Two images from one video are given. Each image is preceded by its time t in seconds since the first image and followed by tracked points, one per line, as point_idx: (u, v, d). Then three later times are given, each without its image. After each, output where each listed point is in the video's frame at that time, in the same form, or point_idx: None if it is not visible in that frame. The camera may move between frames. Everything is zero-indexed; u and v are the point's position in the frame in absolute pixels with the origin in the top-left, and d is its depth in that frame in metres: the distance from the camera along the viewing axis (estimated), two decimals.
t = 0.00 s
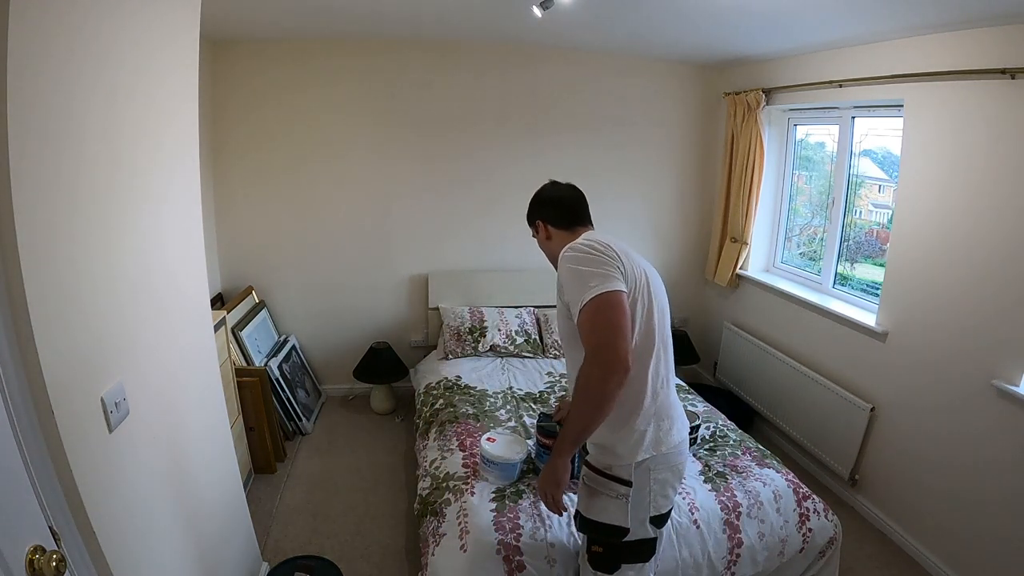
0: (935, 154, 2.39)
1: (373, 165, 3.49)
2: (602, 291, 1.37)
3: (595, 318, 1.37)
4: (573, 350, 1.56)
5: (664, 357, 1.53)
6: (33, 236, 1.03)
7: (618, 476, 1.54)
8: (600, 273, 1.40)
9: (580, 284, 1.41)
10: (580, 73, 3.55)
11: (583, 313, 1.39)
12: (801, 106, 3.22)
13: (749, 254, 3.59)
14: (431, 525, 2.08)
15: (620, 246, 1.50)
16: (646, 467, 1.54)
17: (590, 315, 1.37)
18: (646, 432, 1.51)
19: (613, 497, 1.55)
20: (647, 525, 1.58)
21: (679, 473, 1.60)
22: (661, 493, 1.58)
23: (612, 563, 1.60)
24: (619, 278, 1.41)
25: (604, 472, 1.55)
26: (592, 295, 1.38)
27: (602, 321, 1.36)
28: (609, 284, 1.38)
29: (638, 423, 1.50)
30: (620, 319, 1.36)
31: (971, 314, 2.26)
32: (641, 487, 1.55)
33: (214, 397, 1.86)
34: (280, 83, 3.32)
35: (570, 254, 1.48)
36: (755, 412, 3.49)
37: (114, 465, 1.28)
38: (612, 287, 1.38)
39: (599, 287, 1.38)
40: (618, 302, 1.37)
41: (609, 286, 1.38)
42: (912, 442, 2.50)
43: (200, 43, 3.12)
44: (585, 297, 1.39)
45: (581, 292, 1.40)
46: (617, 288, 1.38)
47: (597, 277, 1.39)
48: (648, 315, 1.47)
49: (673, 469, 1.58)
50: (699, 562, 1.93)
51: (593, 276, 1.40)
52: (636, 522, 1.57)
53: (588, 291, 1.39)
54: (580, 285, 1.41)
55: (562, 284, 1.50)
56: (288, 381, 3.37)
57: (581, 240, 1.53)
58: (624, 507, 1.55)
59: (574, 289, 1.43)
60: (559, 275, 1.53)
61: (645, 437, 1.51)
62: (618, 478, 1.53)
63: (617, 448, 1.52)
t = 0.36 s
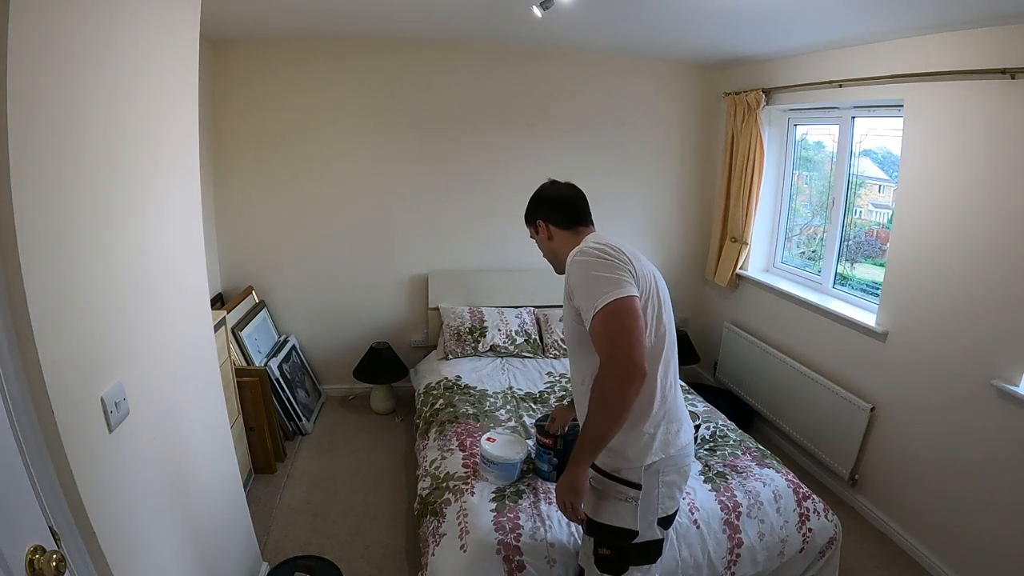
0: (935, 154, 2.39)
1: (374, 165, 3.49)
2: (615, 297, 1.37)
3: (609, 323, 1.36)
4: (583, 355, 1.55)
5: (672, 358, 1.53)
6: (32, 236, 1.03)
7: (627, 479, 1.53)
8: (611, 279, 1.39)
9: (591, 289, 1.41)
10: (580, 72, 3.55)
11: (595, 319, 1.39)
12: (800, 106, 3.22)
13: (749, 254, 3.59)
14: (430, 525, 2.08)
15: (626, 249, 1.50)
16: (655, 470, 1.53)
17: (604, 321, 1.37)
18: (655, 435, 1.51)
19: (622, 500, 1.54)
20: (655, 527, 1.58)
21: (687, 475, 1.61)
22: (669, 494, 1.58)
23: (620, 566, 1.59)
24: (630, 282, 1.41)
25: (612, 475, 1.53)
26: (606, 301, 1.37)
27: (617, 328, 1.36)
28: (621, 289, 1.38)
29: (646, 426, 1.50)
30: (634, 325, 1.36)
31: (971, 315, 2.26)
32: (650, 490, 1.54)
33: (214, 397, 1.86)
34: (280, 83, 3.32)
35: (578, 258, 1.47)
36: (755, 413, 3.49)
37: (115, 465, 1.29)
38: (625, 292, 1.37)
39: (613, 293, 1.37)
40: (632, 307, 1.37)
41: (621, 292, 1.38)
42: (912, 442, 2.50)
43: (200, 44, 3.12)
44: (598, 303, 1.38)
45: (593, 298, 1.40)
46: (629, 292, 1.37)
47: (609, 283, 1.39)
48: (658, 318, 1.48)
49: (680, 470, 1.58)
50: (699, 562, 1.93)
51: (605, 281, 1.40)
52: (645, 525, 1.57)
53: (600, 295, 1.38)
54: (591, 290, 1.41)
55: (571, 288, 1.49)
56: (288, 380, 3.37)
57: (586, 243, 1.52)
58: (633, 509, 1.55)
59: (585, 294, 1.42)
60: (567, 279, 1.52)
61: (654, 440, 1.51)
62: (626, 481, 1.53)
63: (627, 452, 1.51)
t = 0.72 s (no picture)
0: (935, 154, 2.39)
1: (374, 166, 3.49)
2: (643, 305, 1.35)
3: (632, 331, 1.34)
4: (589, 358, 1.52)
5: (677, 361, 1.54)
6: (32, 236, 1.03)
7: (631, 481, 1.51)
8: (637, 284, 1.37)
9: (616, 294, 1.37)
10: (580, 73, 3.55)
11: (619, 325, 1.36)
12: (801, 106, 3.22)
13: (749, 255, 3.59)
14: (430, 525, 2.08)
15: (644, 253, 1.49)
16: (659, 471, 1.53)
17: (629, 330, 1.35)
18: (659, 436, 1.51)
19: (627, 502, 1.52)
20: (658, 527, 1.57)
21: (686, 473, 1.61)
22: (671, 494, 1.58)
23: (624, 567, 1.58)
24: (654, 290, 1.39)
25: (617, 478, 1.52)
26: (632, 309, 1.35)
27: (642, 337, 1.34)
28: (648, 296, 1.36)
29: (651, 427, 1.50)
30: (659, 334, 1.35)
31: (971, 315, 2.26)
32: (654, 490, 1.53)
33: (213, 397, 1.86)
34: (280, 83, 3.32)
35: (600, 262, 1.43)
36: (755, 413, 3.49)
37: (115, 465, 1.29)
38: (651, 300, 1.36)
39: (641, 301, 1.35)
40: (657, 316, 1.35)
41: (648, 299, 1.36)
42: (912, 442, 2.50)
43: (201, 44, 3.12)
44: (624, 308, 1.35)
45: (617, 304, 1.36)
46: (653, 299, 1.36)
47: (637, 288, 1.36)
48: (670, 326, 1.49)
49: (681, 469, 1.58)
50: (699, 562, 1.92)
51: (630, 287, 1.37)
52: (649, 525, 1.56)
53: (625, 302, 1.35)
54: (615, 296, 1.37)
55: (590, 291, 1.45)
56: (288, 381, 3.37)
57: (603, 244, 1.48)
58: (638, 511, 1.54)
59: (607, 299, 1.39)
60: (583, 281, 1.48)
61: (658, 441, 1.51)
62: (632, 483, 1.51)
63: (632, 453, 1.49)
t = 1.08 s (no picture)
0: (936, 154, 2.39)
1: (374, 166, 3.49)
2: (686, 339, 1.18)
3: (664, 363, 1.17)
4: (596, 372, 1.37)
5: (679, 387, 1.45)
6: (33, 236, 1.03)
7: (636, 505, 1.44)
8: (686, 313, 1.20)
9: (659, 316, 1.19)
10: (580, 73, 3.55)
11: (651, 353, 1.19)
12: (800, 106, 3.22)
13: (749, 255, 3.59)
14: (430, 525, 2.08)
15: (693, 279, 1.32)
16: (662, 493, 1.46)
17: (662, 360, 1.18)
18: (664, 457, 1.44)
19: (635, 526, 1.46)
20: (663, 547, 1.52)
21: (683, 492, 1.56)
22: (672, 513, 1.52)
23: None
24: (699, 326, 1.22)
25: (621, 503, 1.44)
26: (674, 339, 1.18)
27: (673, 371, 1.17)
28: (693, 332, 1.19)
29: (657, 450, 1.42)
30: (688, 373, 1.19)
31: (971, 315, 2.26)
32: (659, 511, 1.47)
33: (214, 397, 1.86)
34: (280, 83, 3.32)
35: (649, 276, 1.25)
36: (755, 413, 3.48)
37: (115, 465, 1.29)
38: (693, 337, 1.19)
39: (683, 333, 1.18)
40: (693, 354, 1.19)
41: (692, 334, 1.19)
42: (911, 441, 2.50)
43: (200, 44, 3.12)
44: (665, 337, 1.18)
45: (657, 328, 1.19)
46: (696, 336, 1.19)
47: (684, 318, 1.19)
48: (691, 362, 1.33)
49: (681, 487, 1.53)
50: (700, 562, 1.92)
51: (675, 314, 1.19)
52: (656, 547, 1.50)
53: (667, 331, 1.18)
54: (656, 320, 1.19)
55: (630, 304, 1.26)
56: (288, 380, 3.37)
57: (656, 254, 1.29)
58: (646, 534, 1.47)
59: (646, 320, 1.21)
60: (624, 290, 1.29)
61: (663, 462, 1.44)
62: (636, 507, 1.44)
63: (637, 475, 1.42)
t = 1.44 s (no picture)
0: (937, 154, 2.39)
1: (374, 166, 3.49)
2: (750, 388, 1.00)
3: (724, 409, 0.99)
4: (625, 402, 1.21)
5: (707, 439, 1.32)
6: (33, 237, 1.03)
7: (644, 553, 1.34)
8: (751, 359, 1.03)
9: (725, 356, 1.01)
10: (580, 72, 3.55)
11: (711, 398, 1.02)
12: (800, 107, 3.22)
13: (749, 254, 3.59)
14: (431, 525, 2.08)
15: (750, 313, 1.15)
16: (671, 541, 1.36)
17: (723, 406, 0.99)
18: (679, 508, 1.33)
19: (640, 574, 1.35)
20: None
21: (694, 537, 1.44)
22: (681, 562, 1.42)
23: None
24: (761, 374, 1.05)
25: (628, 550, 1.34)
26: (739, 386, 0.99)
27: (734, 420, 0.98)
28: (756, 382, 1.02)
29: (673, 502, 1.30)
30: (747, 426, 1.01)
31: (970, 315, 2.26)
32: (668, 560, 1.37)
33: (214, 397, 1.86)
34: (280, 83, 3.32)
35: (718, 309, 1.07)
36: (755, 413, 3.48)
37: (115, 465, 1.28)
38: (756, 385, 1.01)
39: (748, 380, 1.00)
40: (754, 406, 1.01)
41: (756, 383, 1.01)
42: (910, 441, 2.50)
43: (200, 43, 3.12)
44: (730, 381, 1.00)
45: (721, 369, 1.01)
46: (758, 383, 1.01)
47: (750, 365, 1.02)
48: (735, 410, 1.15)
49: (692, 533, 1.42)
50: (700, 563, 1.92)
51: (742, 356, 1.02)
52: None
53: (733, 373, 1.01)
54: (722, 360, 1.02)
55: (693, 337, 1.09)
56: (288, 380, 3.37)
57: (721, 283, 1.12)
58: None
59: (710, 359, 1.03)
60: (683, 318, 1.11)
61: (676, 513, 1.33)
62: (644, 557, 1.34)
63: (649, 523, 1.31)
